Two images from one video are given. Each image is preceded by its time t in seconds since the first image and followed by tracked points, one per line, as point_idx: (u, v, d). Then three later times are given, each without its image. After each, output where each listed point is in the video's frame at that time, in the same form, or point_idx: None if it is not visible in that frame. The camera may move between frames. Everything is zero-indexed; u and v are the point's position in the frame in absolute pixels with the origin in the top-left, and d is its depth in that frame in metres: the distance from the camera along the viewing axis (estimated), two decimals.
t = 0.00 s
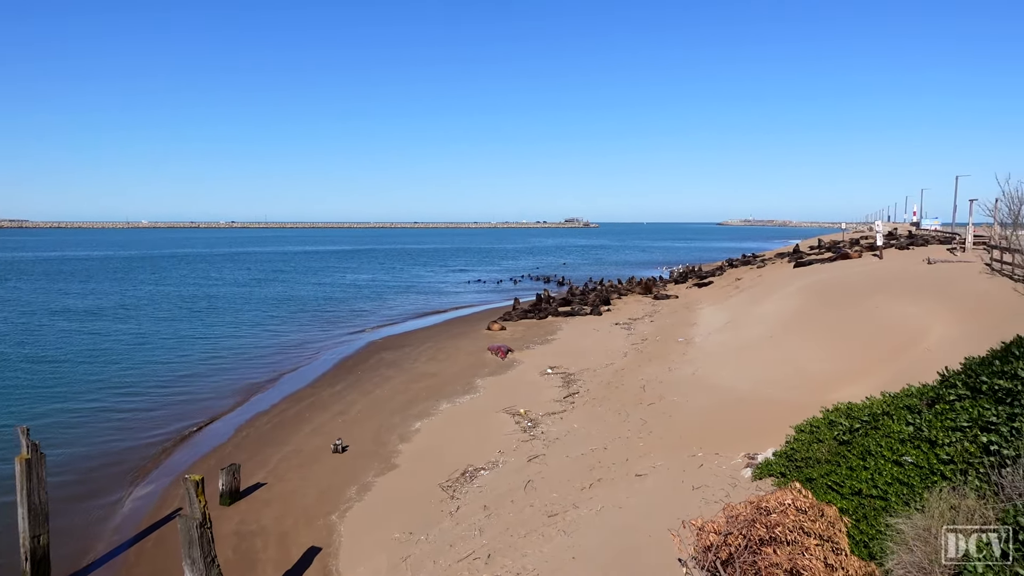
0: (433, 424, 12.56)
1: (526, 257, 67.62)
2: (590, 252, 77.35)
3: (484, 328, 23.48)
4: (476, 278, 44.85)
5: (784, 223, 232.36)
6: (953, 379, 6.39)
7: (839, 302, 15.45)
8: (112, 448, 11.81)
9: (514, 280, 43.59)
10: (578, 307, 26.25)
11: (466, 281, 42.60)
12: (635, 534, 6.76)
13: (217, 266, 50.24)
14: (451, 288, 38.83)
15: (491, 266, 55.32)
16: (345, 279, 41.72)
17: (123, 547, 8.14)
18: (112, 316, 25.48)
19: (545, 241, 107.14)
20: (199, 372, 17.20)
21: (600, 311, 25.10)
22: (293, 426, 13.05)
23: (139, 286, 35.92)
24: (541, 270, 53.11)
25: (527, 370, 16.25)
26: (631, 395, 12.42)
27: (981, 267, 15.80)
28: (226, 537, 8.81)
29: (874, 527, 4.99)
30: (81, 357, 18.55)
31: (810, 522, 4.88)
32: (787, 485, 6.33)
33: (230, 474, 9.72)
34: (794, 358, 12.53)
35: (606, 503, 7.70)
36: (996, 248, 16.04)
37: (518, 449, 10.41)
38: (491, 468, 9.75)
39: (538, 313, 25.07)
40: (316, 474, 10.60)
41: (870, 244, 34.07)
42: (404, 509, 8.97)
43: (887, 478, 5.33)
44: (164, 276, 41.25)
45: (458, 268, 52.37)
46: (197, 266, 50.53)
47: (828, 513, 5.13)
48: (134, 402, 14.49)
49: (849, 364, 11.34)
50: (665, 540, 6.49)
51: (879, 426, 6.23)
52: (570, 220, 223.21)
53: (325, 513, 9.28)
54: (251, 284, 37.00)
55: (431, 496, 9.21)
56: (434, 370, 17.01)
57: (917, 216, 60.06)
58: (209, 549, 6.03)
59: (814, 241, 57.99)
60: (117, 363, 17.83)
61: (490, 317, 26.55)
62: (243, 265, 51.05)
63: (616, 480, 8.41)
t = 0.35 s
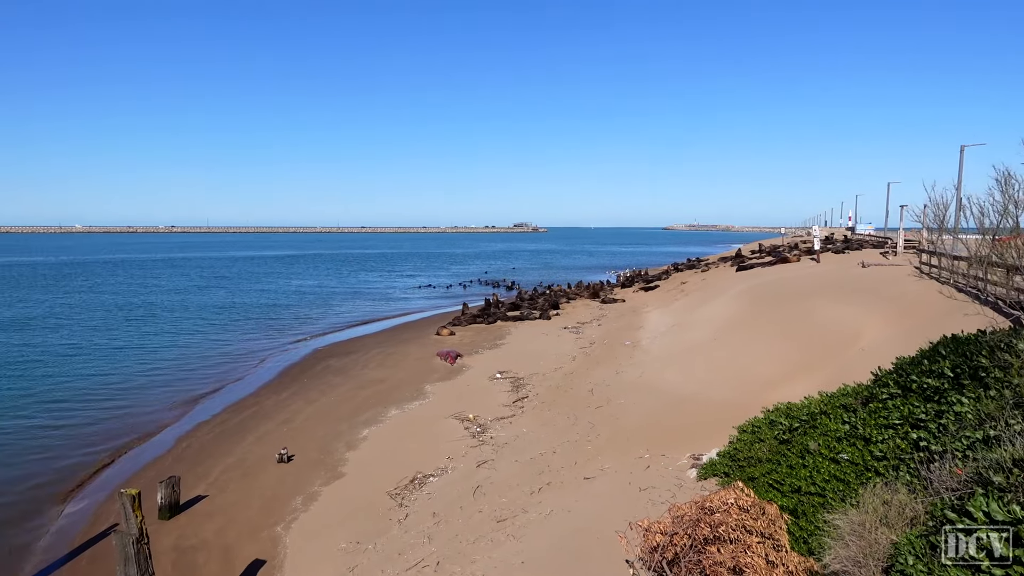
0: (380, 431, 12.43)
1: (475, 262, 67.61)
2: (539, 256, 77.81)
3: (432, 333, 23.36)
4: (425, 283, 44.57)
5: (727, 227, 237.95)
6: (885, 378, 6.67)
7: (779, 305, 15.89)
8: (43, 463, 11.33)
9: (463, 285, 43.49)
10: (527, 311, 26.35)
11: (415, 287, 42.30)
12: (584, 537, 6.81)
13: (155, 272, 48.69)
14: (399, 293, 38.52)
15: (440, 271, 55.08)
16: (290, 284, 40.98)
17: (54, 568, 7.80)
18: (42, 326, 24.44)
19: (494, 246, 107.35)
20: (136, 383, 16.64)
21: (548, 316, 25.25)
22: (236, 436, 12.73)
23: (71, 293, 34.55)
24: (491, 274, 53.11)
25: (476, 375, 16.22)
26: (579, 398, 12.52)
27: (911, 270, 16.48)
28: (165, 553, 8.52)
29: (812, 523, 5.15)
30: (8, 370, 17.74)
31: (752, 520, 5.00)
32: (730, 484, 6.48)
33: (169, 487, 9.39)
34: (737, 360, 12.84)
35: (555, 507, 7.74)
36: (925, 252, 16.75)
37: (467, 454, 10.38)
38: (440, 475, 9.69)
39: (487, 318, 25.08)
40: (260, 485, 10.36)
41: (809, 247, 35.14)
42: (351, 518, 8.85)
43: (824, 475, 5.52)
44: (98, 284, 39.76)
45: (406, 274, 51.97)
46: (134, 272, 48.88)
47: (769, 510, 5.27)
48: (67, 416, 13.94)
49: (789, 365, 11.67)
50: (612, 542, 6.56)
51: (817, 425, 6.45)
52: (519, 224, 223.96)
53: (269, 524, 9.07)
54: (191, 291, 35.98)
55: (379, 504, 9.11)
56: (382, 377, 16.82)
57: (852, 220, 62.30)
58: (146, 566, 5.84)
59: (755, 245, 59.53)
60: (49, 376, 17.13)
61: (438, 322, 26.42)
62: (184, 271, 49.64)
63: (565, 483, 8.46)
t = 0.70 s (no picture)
0: (333, 439, 12.24)
1: (431, 267, 67.29)
2: (495, 262, 77.88)
3: (387, 339, 23.13)
4: (379, 289, 44.15)
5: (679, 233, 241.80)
6: (829, 380, 6.86)
7: (730, 309, 16.20)
8: None
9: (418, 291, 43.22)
10: (482, 317, 26.30)
11: (369, 293, 41.87)
12: (538, 542, 6.84)
13: (98, 279, 47.16)
14: (354, 299, 38.12)
15: (395, 277, 54.69)
16: (239, 291, 40.14)
17: None
18: None
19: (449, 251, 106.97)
20: (78, 394, 16.07)
21: (504, 321, 25.25)
22: (183, 447, 12.39)
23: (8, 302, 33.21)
24: (446, 279, 52.98)
25: (431, 381, 16.12)
26: (534, 404, 12.55)
27: (855, 274, 16.97)
28: (107, 569, 8.23)
29: (761, 523, 5.25)
30: None
31: (703, 521, 5.06)
32: (682, 486, 6.57)
33: (112, 502, 9.06)
34: (688, 363, 13.04)
35: (510, 512, 7.74)
36: (867, 256, 17.30)
37: (422, 462, 10.30)
38: (394, 483, 9.59)
39: (441, 323, 24.96)
40: (208, 497, 10.09)
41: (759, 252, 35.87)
42: (303, 529, 8.69)
43: (772, 475, 5.64)
44: (37, 292, 38.31)
45: (360, 279, 51.44)
46: (76, 279, 47.26)
47: (719, 511, 5.36)
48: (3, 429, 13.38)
49: (739, 368, 11.91)
50: (567, 547, 6.60)
51: (765, 426, 6.60)
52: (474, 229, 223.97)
53: (217, 537, 8.85)
54: (136, 299, 34.96)
55: (332, 514, 8.97)
56: (335, 384, 16.58)
57: (800, 226, 63.93)
58: None
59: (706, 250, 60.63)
60: None
61: (393, 328, 26.19)
62: (128, 278, 48.18)
63: (520, 489, 8.47)
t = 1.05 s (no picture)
0: (296, 450, 12.06)
1: (396, 275, 66.85)
2: (461, 269, 77.82)
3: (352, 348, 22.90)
4: (344, 297, 43.73)
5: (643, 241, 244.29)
6: (790, 385, 6.99)
7: (693, 316, 16.39)
8: None
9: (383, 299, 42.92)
10: (448, 325, 26.21)
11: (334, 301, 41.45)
12: (504, 551, 6.82)
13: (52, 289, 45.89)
14: (318, 308, 37.69)
15: (360, 285, 54.24)
16: (199, 300, 39.41)
17: None
18: None
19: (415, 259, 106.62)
20: (30, 408, 15.59)
21: (470, 329, 25.19)
22: (141, 459, 12.10)
23: None
24: (412, 287, 52.71)
25: (396, 390, 15.99)
26: (500, 412, 12.53)
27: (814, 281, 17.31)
28: None
29: (723, 527, 5.31)
30: None
31: (667, 527, 5.12)
32: (647, 492, 6.62)
33: (65, 518, 8.80)
34: (652, 370, 13.16)
35: (476, 521, 7.71)
36: (824, 264, 17.69)
37: (387, 471, 10.21)
38: (358, 493, 9.49)
39: (407, 332, 24.80)
40: (167, 511, 9.85)
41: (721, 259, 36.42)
42: (264, 542, 8.54)
43: (735, 480, 5.71)
44: None
45: (325, 288, 50.89)
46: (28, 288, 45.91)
47: (683, 516, 5.41)
48: None
49: (702, 374, 12.06)
50: (532, 555, 6.60)
51: (727, 432, 6.69)
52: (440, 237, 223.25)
53: (176, 552, 8.65)
54: (92, 309, 34.08)
55: (294, 526, 8.83)
56: (298, 394, 16.35)
57: (761, 233, 65.05)
58: None
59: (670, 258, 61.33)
60: None
61: (358, 336, 25.95)
62: (83, 287, 46.97)
63: (486, 497, 8.44)
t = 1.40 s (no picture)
0: (261, 459, 11.87)
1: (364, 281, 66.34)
2: (430, 275, 77.54)
3: (319, 355, 22.63)
4: (311, 304, 43.25)
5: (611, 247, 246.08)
6: (754, 389, 7.09)
7: (660, 321, 16.54)
8: None
9: (351, 305, 42.51)
10: (417, 331, 26.06)
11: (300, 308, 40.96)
12: (472, 559, 6.78)
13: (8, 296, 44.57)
14: (284, 315, 37.21)
15: (327, 291, 53.69)
16: (162, 307, 38.61)
17: None
18: None
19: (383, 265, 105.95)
20: None
21: (438, 335, 25.09)
22: (100, 471, 11.80)
23: None
24: (381, 293, 52.33)
25: (364, 398, 15.83)
26: (469, 418, 12.49)
27: (778, 287, 17.62)
28: None
29: (690, 531, 5.35)
30: None
31: (634, 531, 5.15)
32: (615, 496, 6.64)
33: (21, 532, 8.53)
34: (621, 375, 13.23)
35: (445, 529, 7.66)
36: (788, 270, 17.99)
37: (354, 480, 10.10)
38: (325, 502, 9.37)
39: (375, 338, 24.61)
40: (127, 523, 9.62)
41: (688, 266, 36.87)
42: (228, 554, 8.38)
43: (701, 484, 5.76)
44: None
45: (291, 294, 50.28)
46: None
47: (650, 521, 5.45)
48: None
49: (670, 379, 12.16)
50: (501, 562, 6.58)
51: (694, 436, 6.76)
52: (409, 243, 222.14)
53: (137, 566, 8.44)
54: (49, 317, 33.16)
55: (259, 537, 8.69)
56: (263, 402, 16.08)
57: (727, 239, 65.97)
58: None
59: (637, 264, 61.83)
60: None
61: (325, 343, 25.65)
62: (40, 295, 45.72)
63: (454, 504, 8.40)
